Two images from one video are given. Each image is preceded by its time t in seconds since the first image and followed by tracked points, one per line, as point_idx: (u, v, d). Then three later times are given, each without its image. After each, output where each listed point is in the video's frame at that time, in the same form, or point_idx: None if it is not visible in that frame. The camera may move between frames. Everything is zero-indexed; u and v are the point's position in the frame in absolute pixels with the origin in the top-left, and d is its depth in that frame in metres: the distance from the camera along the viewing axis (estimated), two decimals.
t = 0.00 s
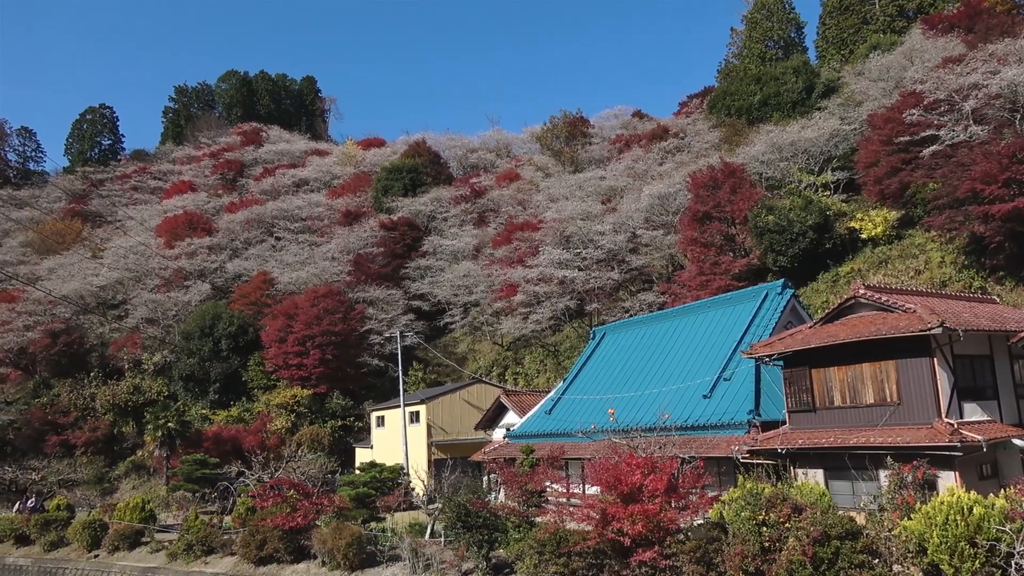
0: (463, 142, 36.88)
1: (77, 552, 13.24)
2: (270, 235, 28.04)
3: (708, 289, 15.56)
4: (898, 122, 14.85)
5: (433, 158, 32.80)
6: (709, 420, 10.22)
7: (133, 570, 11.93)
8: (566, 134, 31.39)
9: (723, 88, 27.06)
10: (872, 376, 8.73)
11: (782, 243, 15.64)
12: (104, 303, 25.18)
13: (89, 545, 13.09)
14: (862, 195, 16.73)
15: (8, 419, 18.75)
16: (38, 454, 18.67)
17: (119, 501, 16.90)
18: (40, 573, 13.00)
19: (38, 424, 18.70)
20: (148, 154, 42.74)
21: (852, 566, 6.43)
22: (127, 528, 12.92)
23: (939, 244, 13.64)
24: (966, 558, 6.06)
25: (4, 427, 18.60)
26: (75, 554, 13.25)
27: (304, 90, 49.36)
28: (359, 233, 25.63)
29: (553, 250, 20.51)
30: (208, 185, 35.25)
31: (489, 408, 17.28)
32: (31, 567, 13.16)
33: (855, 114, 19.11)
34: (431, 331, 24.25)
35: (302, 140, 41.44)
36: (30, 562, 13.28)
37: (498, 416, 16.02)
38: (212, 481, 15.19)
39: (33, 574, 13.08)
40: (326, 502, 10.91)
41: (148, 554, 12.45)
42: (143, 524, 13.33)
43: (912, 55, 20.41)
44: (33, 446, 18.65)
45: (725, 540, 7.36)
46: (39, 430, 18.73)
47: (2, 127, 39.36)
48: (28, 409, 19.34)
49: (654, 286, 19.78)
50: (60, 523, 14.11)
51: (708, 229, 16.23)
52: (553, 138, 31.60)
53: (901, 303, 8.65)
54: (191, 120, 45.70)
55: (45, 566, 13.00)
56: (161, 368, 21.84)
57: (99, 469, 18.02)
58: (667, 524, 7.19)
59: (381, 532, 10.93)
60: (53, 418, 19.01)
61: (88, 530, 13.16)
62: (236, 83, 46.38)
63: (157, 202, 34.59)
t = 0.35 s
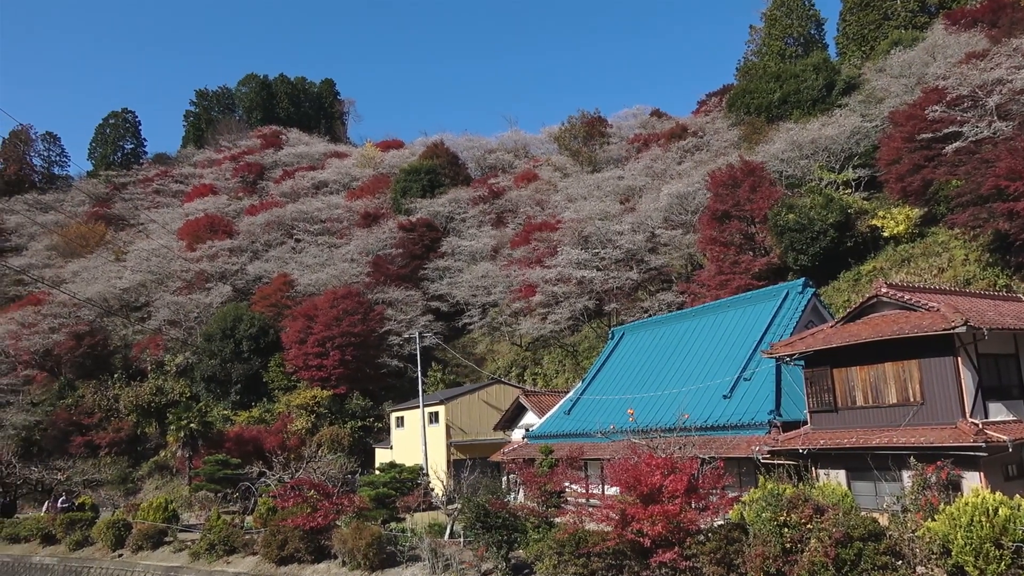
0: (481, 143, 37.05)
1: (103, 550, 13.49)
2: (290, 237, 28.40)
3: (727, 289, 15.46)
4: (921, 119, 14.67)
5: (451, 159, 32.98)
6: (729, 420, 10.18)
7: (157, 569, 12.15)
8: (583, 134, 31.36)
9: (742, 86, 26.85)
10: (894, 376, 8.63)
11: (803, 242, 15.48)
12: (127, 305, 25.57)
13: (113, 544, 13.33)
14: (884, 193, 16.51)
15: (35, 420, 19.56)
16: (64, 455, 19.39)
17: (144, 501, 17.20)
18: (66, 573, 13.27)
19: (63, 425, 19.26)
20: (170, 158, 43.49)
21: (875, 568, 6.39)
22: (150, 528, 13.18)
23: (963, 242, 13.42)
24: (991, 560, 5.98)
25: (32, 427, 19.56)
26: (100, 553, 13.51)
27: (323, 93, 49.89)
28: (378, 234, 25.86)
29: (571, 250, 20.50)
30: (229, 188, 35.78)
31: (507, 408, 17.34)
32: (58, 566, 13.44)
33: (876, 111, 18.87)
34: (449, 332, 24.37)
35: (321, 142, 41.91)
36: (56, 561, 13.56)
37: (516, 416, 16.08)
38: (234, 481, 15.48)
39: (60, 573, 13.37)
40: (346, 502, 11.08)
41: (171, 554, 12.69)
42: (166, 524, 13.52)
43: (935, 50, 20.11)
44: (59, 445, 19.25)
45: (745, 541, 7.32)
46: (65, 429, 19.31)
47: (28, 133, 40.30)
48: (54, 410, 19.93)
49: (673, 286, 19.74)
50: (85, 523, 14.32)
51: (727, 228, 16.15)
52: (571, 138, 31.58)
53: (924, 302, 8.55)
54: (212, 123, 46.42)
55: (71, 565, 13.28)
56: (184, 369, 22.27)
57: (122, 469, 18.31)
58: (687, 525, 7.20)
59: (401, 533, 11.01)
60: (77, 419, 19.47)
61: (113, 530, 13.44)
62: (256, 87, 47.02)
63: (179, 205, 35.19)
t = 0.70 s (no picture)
0: (496, 144, 37.16)
1: (124, 550, 13.72)
2: (307, 239, 28.69)
3: (744, 288, 15.37)
4: (940, 116, 14.31)
5: (466, 160, 33.12)
6: (747, 420, 10.12)
7: (178, 569, 12.35)
8: (598, 133, 31.31)
9: (758, 84, 26.66)
10: (915, 375, 8.54)
11: (820, 240, 15.33)
12: (146, 307, 25.89)
13: (134, 544, 13.57)
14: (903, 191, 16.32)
15: (58, 421, 19.96)
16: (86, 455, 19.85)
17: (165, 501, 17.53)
18: (89, 572, 13.54)
19: (85, 426, 19.67)
20: (188, 161, 44.10)
21: (896, 569, 6.35)
22: (171, 527, 13.35)
23: (983, 239, 13.21)
24: (1016, 561, 5.83)
25: (55, 428, 19.95)
26: (121, 552, 13.75)
27: (339, 96, 50.29)
28: (394, 236, 26.04)
29: (587, 250, 20.48)
30: (246, 191, 36.21)
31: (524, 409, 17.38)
32: (81, 565, 13.71)
33: (895, 108, 18.66)
34: (465, 333, 24.45)
35: (337, 144, 42.28)
36: (79, 560, 13.84)
37: (533, 416, 16.11)
38: (253, 481, 15.69)
39: (82, 573, 13.65)
40: (363, 503, 11.14)
41: (191, 553, 12.86)
42: (186, 525, 13.76)
43: (953, 46, 19.87)
44: (81, 447, 19.73)
45: (764, 542, 7.32)
46: (86, 431, 19.71)
47: (49, 138, 41.14)
48: (77, 411, 20.34)
49: (690, 285, 19.68)
50: (106, 523, 14.58)
51: (744, 227, 16.04)
52: (586, 138, 31.52)
53: (945, 301, 8.45)
54: (229, 127, 47.02)
55: (94, 564, 13.55)
56: (202, 371, 22.58)
57: (143, 470, 18.82)
58: (705, 526, 7.20)
59: (418, 533, 11.06)
60: (98, 420, 19.83)
61: (133, 530, 13.67)
62: (272, 90, 47.52)
63: (197, 208, 35.68)
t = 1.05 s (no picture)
0: (512, 145, 37.26)
1: (146, 550, 13.90)
2: (324, 241, 28.98)
3: (763, 288, 15.26)
4: (961, 112, 14.46)
5: (482, 161, 33.27)
6: (766, 421, 10.06)
7: (199, 568, 12.50)
8: (615, 133, 31.25)
9: (776, 82, 26.45)
10: (936, 375, 8.45)
11: (840, 239, 15.18)
12: (167, 309, 26.23)
13: (157, 543, 13.76)
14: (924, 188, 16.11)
15: (81, 422, 20.46)
16: (109, 455, 20.22)
17: (186, 501, 17.81)
18: (113, 571, 13.77)
19: (108, 427, 20.14)
20: (208, 165, 44.76)
21: (918, 571, 6.32)
22: (192, 528, 13.56)
23: (1007, 237, 12.99)
24: None
25: (78, 429, 20.49)
26: (143, 552, 13.95)
27: (356, 98, 50.70)
28: (411, 237, 26.20)
29: (604, 251, 20.46)
30: (264, 194, 36.65)
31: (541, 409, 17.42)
32: (105, 564, 13.95)
33: (915, 105, 18.45)
34: (482, 334, 24.53)
35: (354, 146, 42.64)
36: (102, 559, 14.04)
37: (550, 417, 16.13)
38: (272, 482, 15.88)
39: (105, 572, 13.90)
40: (382, 503, 11.26)
41: (212, 553, 13.03)
42: (207, 524, 13.89)
43: (975, 41, 19.60)
44: (104, 447, 20.23)
45: (784, 544, 7.32)
46: (109, 432, 20.20)
47: (72, 143, 42.01)
48: (99, 412, 20.69)
49: (708, 285, 19.58)
50: (129, 523, 14.86)
51: (762, 226, 15.94)
52: (602, 138, 31.46)
53: (967, 300, 8.35)
54: (248, 130, 47.63)
55: (117, 563, 13.77)
56: (223, 372, 22.90)
57: (165, 470, 19.32)
58: (724, 527, 7.18)
59: (437, 533, 11.11)
60: (121, 421, 20.17)
61: (156, 529, 13.90)
62: (290, 94, 48.06)
63: (217, 211, 36.18)
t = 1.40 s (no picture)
0: (529, 145, 37.37)
1: (170, 549, 14.20)
2: (344, 243, 29.29)
3: (783, 287, 15.14)
4: (985, 109, 14.35)
5: (500, 162, 33.42)
6: (787, 421, 9.99)
7: (222, 566, 12.75)
8: (633, 133, 31.17)
9: (796, 80, 26.22)
10: (961, 375, 8.34)
11: (861, 238, 14.99)
12: (189, 311, 26.65)
13: (180, 543, 14.05)
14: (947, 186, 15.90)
15: (106, 422, 20.67)
16: (133, 455, 20.59)
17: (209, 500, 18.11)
18: (137, 570, 14.04)
19: (131, 427, 20.40)
20: (229, 168, 45.43)
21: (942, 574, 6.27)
22: (214, 528, 13.81)
23: None
24: None
25: (103, 429, 20.66)
26: (167, 551, 14.23)
27: (374, 100, 51.14)
28: (429, 239, 26.39)
29: (622, 251, 20.45)
30: (284, 196, 37.12)
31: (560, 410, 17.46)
32: (129, 563, 14.23)
33: (938, 102, 18.22)
34: (501, 334, 24.61)
35: (372, 148, 43.01)
36: (126, 559, 14.32)
37: (569, 418, 16.15)
38: (293, 482, 16.19)
39: (130, 570, 14.17)
40: (401, 504, 11.39)
41: (234, 552, 13.26)
42: (229, 524, 14.16)
43: (999, 37, 19.33)
44: (128, 447, 20.53)
45: (806, 546, 7.30)
46: (132, 432, 20.45)
47: (96, 148, 42.94)
48: (123, 413, 21.01)
49: (728, 285, 19.49)
50: (152, 523, 15.15)
51: (782, 225, 15.84)
52: (620, 138, 31.39)
53: (993, 299, 8.23)
54: (268, 133, 48.27)
55: (141, 562, 14.05)
56: (244, 373, 23.22)
57: (187, 470, 19.45)
58: (745, 528, 7.16)
59: (456, 534, 11.23)
60: (144, 421, 20.56)
61: (179, 529, 14.14)
62: (309, 97, 48.63)
63: (237, 213, 36.70)
